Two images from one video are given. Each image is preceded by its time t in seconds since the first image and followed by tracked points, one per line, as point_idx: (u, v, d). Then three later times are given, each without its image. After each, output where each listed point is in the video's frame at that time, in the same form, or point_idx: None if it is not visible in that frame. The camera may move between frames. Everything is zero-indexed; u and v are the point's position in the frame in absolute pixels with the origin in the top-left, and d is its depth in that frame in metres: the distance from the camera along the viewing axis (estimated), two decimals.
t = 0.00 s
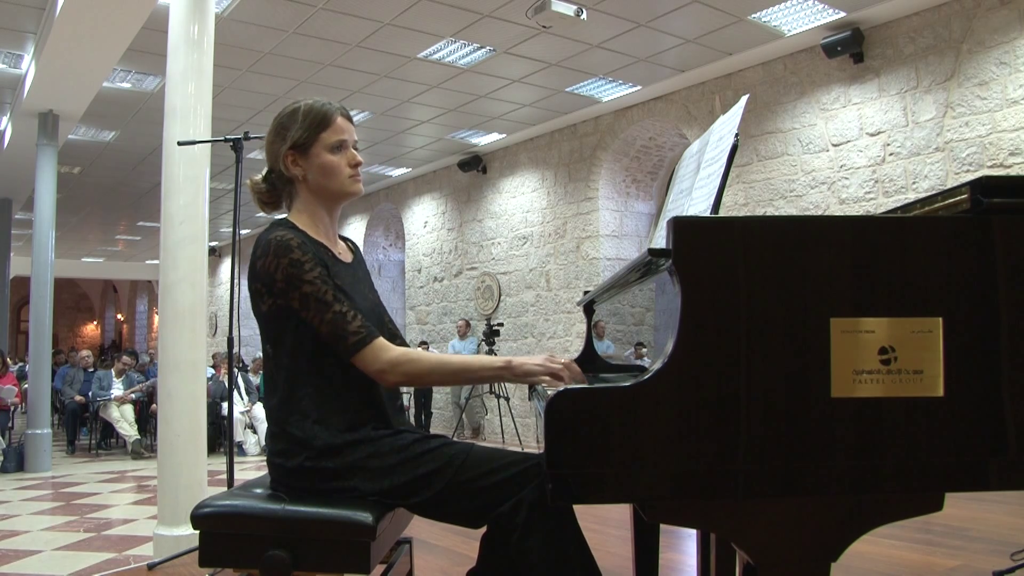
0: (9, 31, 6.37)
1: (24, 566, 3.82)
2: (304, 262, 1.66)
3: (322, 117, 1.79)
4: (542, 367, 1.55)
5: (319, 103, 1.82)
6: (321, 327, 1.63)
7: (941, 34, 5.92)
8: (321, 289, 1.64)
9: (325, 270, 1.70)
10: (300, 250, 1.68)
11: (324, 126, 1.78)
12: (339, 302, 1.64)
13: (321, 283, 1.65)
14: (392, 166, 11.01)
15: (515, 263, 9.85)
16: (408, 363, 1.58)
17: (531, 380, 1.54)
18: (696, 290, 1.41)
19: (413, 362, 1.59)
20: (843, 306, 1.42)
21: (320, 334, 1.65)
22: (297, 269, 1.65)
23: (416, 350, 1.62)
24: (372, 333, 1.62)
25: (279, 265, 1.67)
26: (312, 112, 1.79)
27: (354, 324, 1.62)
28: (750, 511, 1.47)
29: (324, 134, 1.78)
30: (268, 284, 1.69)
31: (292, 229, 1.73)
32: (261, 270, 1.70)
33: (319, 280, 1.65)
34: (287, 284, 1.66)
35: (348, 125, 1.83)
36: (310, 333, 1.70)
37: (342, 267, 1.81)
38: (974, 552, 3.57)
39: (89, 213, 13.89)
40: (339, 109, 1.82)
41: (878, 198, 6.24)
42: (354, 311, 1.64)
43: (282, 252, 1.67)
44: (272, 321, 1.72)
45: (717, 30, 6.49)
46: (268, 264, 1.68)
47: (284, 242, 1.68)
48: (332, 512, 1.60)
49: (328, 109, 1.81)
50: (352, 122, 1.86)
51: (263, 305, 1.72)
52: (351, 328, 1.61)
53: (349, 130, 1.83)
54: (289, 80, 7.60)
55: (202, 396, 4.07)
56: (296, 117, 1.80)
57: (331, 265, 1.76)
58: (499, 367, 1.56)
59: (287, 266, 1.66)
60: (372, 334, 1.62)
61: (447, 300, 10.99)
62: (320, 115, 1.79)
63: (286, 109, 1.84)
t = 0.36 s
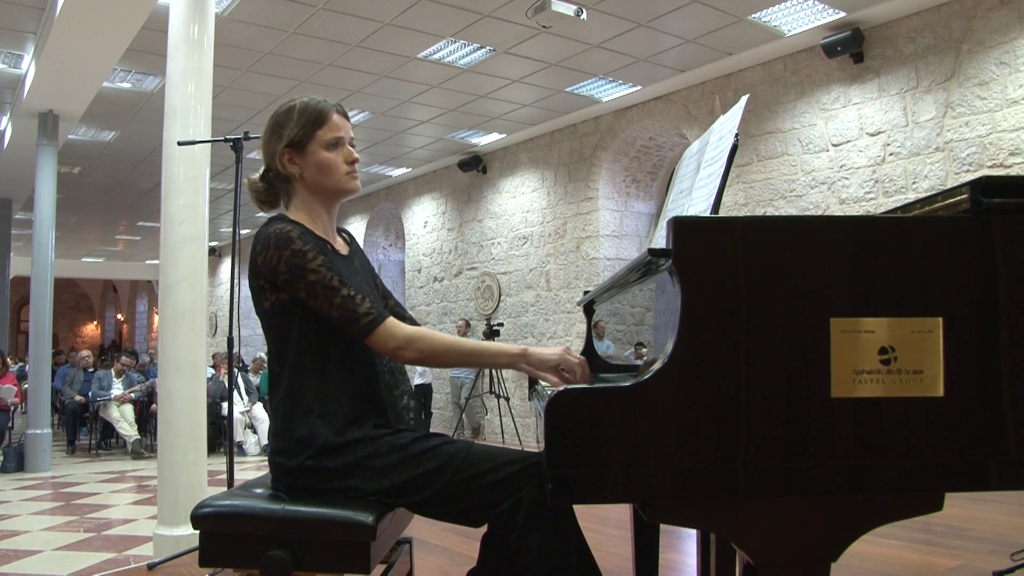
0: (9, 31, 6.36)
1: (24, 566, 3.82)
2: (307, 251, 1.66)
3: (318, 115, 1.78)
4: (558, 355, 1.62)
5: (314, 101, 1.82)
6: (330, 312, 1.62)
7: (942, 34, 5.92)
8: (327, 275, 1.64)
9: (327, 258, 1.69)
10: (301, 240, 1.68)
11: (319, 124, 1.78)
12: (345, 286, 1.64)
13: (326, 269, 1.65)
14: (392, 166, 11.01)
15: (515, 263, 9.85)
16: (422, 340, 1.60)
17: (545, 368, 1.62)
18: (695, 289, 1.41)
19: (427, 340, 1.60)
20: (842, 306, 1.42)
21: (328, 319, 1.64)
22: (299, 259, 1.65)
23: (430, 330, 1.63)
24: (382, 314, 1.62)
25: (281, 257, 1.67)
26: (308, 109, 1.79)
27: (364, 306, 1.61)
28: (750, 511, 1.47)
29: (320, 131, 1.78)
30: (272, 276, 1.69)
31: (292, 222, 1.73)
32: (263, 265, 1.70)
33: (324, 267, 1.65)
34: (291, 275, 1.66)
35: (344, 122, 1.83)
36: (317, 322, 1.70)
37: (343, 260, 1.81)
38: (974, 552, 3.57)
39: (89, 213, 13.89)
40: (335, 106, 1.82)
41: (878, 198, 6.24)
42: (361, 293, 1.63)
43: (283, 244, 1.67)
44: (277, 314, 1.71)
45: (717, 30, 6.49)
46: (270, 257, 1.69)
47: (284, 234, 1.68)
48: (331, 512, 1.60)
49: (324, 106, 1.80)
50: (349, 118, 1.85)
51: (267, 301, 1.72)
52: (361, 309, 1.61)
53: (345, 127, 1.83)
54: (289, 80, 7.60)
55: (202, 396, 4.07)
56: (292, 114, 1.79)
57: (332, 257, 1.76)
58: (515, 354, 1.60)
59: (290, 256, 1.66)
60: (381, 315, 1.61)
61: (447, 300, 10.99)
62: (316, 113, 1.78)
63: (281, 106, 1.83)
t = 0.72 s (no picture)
0: (9, 31, 6.37)
1: (24, 566, 3.82)
2: (307, 251, 1.67)
3: (322, 115, 1.79)
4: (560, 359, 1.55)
5: (320, 101, 1.82)
6: (328, 313, 1.63)
7: (941, 34, 5.92)
8: (326, 276, 1.65)
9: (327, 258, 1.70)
10: (302, 240, 1.68)
11: (323, 124, 1.78)
12: (346, 287, 1.64)
13: (326, 270, 1.65)
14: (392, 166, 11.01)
15: (515, 263, 9.85)
16: (421, 343, 1.60)
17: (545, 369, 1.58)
18: (695, 289, 1.41)
19: (425, 342, 1.61)
20: (843, 306, 1.42)
21: (327, 319, 1.65)
22: (299, 258, 1.66)
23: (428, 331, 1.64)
24: (381, 315, 1.63)
25: (280, 256, 1.67)
26: (313, 109, 1.79)
27: (364, 307, 1.62)
28: (751, 511, 1.47)
29: (324, 131, 1.78)
30: (271, 274, 1.69)
31: (291, 220, 1.73)
32: (261, 263, 1.70)
33: (324, 267, 1.66)
34: (291, 274, 1.66)
35: (349, 123, 1.83)
36: (315, 320, 1.71)
37: (343, 260, 1.81)
38: (974, 552, 3.57)
39: (89, 213, 13.90)
40: (340, 107, 1.82)
41: (878, 198, 6.24)
42: (361, 294, 1.64)
43: (283, 243, 1.67)
44: (275, 312, 1.72)
45: (717, 30, 6.49)
46: (269, 255, 1.69)
47: (284, 233, 1.68)
48: (331, 512, 1.60)
49: (329, 106, 1.81)
50: (353, 120, 1.86)
51: (263, 299, 1.72)
52: (360, 311, 1.62)
53: (349, 128, 1.83)
54: (289, 80, 7.60)
55: (202, 396, 4.07)
56: (297, 113, 1.80)
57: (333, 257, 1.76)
58: (512, 354, 1.58)
59: (289, 256, 1.66)
60: (380, 316, 1.63)
61: (448, 300, 10.99)
62: (320, 113, 1.79)
63: (287, 105, 1.84)
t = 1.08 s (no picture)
0: (9, 31, 6.37)
1: (24, 566, 3.81)
2: (309, 260, 1.67)
3: (353, 121, 1.79)
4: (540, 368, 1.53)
5: (350, 107, 1.82)
6: (318, 327, 1.64)
7: (941, 34, 5.92)
8: (322, 289, 1.65)
9: (328, 270, 1.70)
10: (306, 247, 1.68)
11: (352, 130, 1.78)
12: (340, 304, 1.65)
13: (322, 282, 1.66)
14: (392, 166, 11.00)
15: (515, 263, 9.85)
16: (403, 371, 1.59)
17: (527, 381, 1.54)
18: (695, 290, 1.41)
19: (408, 368, 1.60)
20: (843, 306, 1.42)
21: (315, 331, 1.66)
22: (300, 266, 1.66)
23: (413, 355, 1.62)
24: (370, 338, 1.63)
25: (282, 260, 1.67)
26: (343, 115, 1.79)
27: (352, 328, 1.63)
28: (751, 511, 1.47)
29: (352, 137, 1.78)
30: (269, 277, 1.69)
31: (301, 226, 1.73)
32: (262, 262, 1.70)
33: (322, 279, 1.66)
34: (288, 279, 1.66)
35: (377, 131, 1.83)
36: (305, 329, 1.71)
37: (346, 270, 1.81)
38: (974, 552, 3.57)
39: (89, 213, 13.90)
40: (371, 115, 1.82)
41: (878, 198, 6.23)
42: (353, 313, 1.65)
43: (287, 248, 1.67)
44: (269, 313, 1.71)
45: (717, 30, 6.49)
46: (271, 256, 1.68)
47: (290, 238, 1.68)
48: (331, 512, 1.60)
49: (360, 114, 1.81)
50: (382, 130, 1.86)
51: (259, 297, 1.72)
52: (348, 331, 1.62)
53: (377, 136, 1.83)
54: (289, 80, 7.60)
55: (202, 396, 4.07)
56: (327, 117, 1.80)
57: (335, 267, 1.76)
58: (499, 368, 1.57)
59: (290, 262, 1.66)
60: (369, 340, 1.63)
61: (447, 300, 10.99)
62: (351, 119, 1.79)
63: (319, 108, 1.84)
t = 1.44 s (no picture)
0: (9, 31, 6.37)
1: (24, 566, 3.81)
2: (324, 257, 1.66)
3: (366, 119, 1.79)
4: (544, 369, 1.57)
5: (363, 106, 1.82)
6: (329, 325, 1.63)
7: (941, 34, 5.92)
8: (336, 287, 1.64)
9: (343, 268, 1.69)
10: (321, 245, 1.68)
11: (366, 128, 1.78)
12: (352, 303, 1.64)
13: (336, 280, 1.65)
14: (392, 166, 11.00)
15: (515, 263, 9.85)
16: (409, 373, 1.58)
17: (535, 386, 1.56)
18: (695, 290, 1.41)
19: (414, 371, 1.59)
20: (843, 305, 1.42)
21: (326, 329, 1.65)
22: (314, 262, 1.65)
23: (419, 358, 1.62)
24: (379, 337, 1.61)
25: (298, 256, 1.66)
26: (356, 114, 1.79)
27: (363, 327, 1.61)
28: (751, 511, 1.47)
29: (365, 136, 1.78)
30: (284, 273, 1.69)
31: (318, 224, 1.73)
32: (279, 258, 1.70)
33: (336, 277, 1.65)
34: (303, 276, 1.66)
35: (391, 129, 1.83)
36: (316, 327, 1.70)
37: (360, 271, 1.81)
38: (974, 552, 3.57)
39: (89, 213, 13.90)
40: (384, 113, 1.82)
41: (878, 198, 6.23)
42: (364, 313, 1.63)
43: (304, 244, 1.67)
44: (283, 310, 1.71)
45: (717, 31, 6.49)
46: (288, 253, 1.68)
47: (307, 234, 1.68)
48: (331, 512, 1.60)
49: (373, 112, 1.81)
50: (395, 127, 1.86)
51: (275, 293, 1.72)
52: (358, 330, 1.61)
53: (390, 133, 1.83)
54: (289, 80, 7.60)
55: (203, 395, 4.08)
56: (341, 117, 1.80)
57: (349, 266, 1.76)
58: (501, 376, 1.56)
59: (306, 258, 1.66)
60: (378, 340, 1.61)
61: (448, 300, 10.99)
62: (364, 118, 1.79)
63: (332, 108, 1.84)
